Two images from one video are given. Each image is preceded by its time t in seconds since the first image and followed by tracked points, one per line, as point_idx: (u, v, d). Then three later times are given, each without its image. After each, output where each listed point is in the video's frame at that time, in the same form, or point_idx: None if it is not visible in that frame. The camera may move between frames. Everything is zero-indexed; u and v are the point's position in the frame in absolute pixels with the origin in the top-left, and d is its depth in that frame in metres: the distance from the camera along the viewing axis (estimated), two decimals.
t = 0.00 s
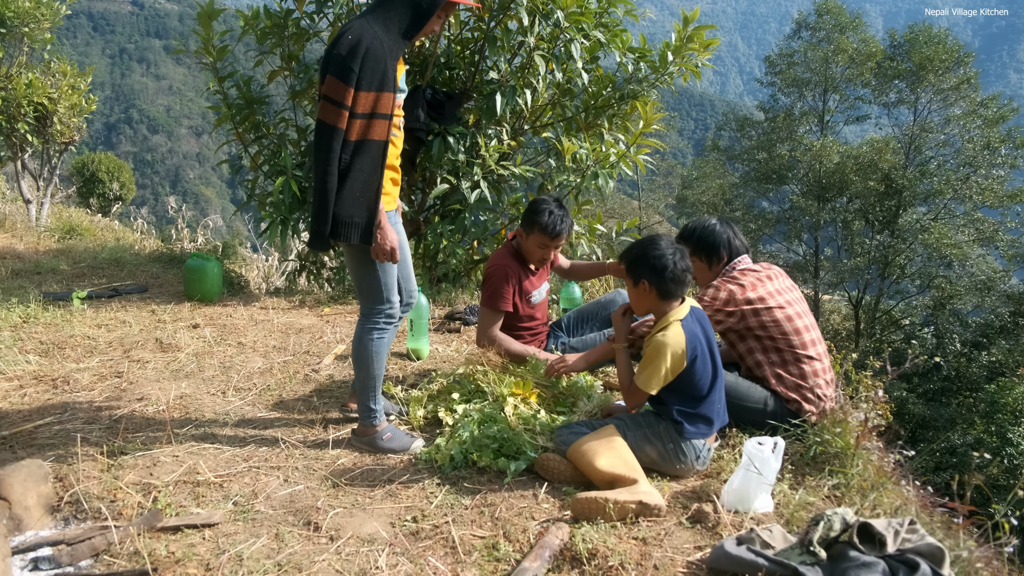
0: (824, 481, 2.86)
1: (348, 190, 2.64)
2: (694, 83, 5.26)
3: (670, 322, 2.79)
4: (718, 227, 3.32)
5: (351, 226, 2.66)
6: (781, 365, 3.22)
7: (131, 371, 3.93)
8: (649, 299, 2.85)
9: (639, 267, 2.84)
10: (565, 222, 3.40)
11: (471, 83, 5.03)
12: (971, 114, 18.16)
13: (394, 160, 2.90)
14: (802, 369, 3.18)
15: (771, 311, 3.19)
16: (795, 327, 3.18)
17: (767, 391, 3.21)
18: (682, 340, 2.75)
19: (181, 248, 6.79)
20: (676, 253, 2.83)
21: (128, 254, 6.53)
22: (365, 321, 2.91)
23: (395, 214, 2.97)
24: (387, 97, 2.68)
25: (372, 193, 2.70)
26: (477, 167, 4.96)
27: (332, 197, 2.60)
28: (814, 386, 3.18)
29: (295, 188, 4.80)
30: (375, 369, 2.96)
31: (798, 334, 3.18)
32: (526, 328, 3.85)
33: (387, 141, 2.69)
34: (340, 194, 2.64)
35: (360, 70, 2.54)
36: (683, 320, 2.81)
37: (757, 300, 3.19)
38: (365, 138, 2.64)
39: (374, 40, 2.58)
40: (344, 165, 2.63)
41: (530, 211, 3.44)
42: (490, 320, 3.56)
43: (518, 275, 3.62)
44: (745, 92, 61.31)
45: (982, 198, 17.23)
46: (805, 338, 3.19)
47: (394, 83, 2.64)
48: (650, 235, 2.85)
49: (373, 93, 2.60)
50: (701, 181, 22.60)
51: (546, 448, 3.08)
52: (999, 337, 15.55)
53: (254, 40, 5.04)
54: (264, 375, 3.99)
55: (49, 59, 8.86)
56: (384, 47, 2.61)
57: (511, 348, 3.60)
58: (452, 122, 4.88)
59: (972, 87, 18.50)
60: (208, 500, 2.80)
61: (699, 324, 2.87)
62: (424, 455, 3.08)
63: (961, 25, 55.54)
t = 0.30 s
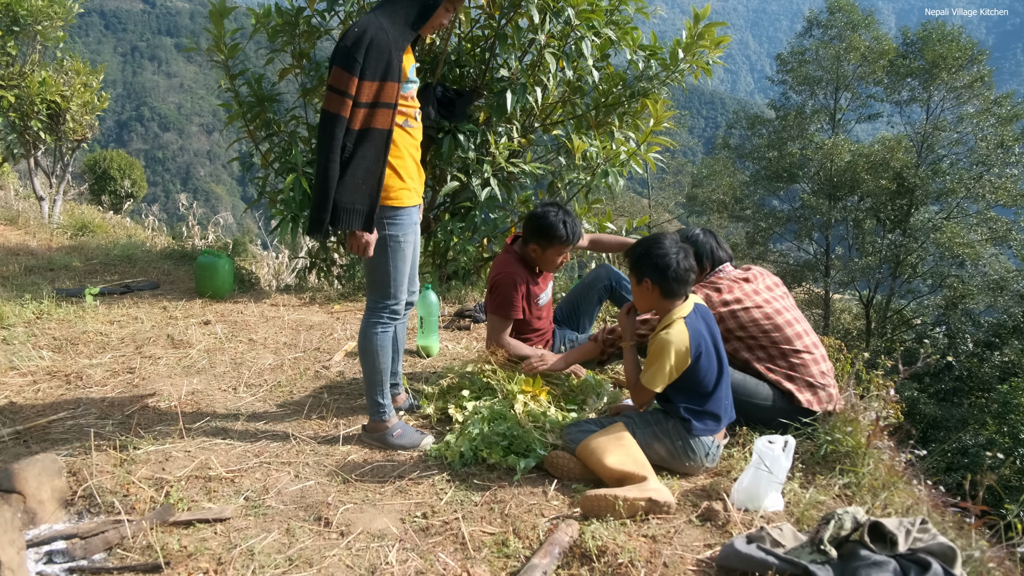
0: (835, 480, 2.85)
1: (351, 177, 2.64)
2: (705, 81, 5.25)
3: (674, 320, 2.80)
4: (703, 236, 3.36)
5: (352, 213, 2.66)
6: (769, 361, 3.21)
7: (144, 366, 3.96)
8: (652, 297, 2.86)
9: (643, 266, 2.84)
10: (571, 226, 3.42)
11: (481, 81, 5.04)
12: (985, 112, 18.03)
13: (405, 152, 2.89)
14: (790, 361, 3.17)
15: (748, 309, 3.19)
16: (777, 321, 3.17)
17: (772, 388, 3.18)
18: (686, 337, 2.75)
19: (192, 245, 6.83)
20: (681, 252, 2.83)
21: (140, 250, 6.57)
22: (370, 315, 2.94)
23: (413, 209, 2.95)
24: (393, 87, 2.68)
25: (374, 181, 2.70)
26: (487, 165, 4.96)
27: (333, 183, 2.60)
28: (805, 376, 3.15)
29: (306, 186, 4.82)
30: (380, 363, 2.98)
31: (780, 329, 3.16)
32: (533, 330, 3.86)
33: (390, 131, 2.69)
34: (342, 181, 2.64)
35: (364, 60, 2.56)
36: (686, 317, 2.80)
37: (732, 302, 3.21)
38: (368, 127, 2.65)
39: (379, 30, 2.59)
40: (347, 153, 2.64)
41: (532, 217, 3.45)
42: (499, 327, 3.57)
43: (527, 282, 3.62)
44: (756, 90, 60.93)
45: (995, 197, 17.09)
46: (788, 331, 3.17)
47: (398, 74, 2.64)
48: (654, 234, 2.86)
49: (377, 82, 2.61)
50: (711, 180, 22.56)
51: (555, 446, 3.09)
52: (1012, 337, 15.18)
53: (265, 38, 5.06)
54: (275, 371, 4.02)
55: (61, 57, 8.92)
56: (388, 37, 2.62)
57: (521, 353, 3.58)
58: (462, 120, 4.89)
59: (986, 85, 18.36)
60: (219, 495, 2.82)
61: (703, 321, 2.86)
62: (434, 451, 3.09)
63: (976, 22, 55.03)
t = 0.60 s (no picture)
0: (846, 479, 2.85)
1: (355, 168, 2.65)
2: (716, 79, 5.23)
3: (681, 319, 2.79)
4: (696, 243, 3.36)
5: (356, 203, 2.67)
6: (770, 358, 3.21)
7: (156, 363, 3.99)
8: (658, 296, 2.85)
9: (649, 265, 2.84)
10: (597, 221, 3.49)
11: (492, 79, 5.03)
12: (999, 110, 17.88)
13: (415, 146, 2.89)
14: (790, 357, 3.17)
15: (742, 309, 3.17)
16: (774, 318, 3.17)
17: (780, 385, 3.17)
18: (693, 335, 2.75)
19: (203, 243, 6.86)
20: (687, 250, 2.83)
21: (151, 247, 6.61)
22: (379, 311, 2.96)
23: (425, 204, 2.94)
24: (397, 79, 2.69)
25: (377, 172, 2.71)
26: (497, 163, 4.97)
27: (337, 173, 2.62)
28: (807, 368, 3.15)
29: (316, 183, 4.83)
30: (390, 360, 2.99)
31: (777, 327, 3.16)
32: (545, 327, 3.91)
33: (394, 122, 2.69)
34: (346, 171, 2.66)
35: (367, 52, 2.58)
36: (693, 315, 2.80)
37: (727, 305, 3.18)
38: (371, 118, 2.66)
39: (383, 23, 2.61)
40: (351, 145, 2.66)
41: (555, 213, 3.50)
42: (514, 319, 3.61)
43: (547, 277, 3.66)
44: (767, 87, 60.57)
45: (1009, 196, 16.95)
46: (787, 327, 3.17)
47: (401, 65, 2.64)
48: (660, 233, 2.86)
49: (379, 74, 2.62)
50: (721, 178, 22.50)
51: (565, 444, 3.10)
52: None
53: (276, 36, 5.07)
54: (285, 368, 4.03)
55: (74, 55, 8.98)
56: (392, 30, 2.63)
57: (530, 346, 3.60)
58: (472, 117, 4.89)
59: (1001, 83, 18.21)
60: (231, 490, 2.84)
61: (710, 319, 2.86)
62: (444, 448, 3.10)
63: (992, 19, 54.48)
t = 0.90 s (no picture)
0: (855, 479, 2.84)
1: (369, 163, 2.66)
2: (725, 78, 5.21)
3: (689, 317, 2.79)
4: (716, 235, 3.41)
5: (371, 198, 2.67)
6: (783, 357, 3.19)
7: (166, 360, 4.01)
8: (667, 295, 2.86)
9: (658, 264, 2.85)
10: (625, 214, 3.54)
11: (500, 78, 5.03)
12: (1011, 109, 17.77)
13: (423, 142, 2.89)
14: (804, 356, 3.15)
15: (759, 305, 3.19)
16: (788, 317, 3.16)
17: (792, 385, 3.15)
18: (701, 334, 2.75)
19: (213, 241, 6.90)
20: (696, 250, 2.82)
21: (161, 245, 6.65)
22: (387, 309, 2.96)
23: (432, 201, 2.95)
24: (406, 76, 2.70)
25: (392, 167, 2.72)
26: (506, 162, 4.97)
27: (352, 169, 2.62)
28: (819, 371, 3.12)
29: (325, 182, 4.85)
30: (399, 357, 3.00)
31: (791, 325, 3.15)
32: (563, 320, 3.91)
33: (405, 118, 2.70)
34: (360, 168, 2.66)
35: (375, 49, 2.58)
36: (701, 315, 2.80)
37: (743, 299, 3.22)
38: (383, 114, 2.66)
39: (389, 20, 2.62)
40: (364, 141, 2.66)
41: (586, 205, 3.56)
42: (538, 307, 3.61)
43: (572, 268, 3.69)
44: (777, 86, 60.18)
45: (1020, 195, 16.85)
46: (799, 327, 3.15)
47: (411, 61, 2.65)
48: (670, 231, 2.85)
49: (389, 70, 2.63)
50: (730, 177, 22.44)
51: (574, 443, 3.10)
52: None
53: (286, 34, 5.08)
54: (295, 366, 4.05)
55: (85, 54, 9.04)
56: (399, 26, 2.63)
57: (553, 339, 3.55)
58: (481, 116, 4.89)
59: (1012, 81, 18.10)
60: (241, 487, 2.86)
61: (719, 318, 2.86)
62: (452, 446, 3.11)
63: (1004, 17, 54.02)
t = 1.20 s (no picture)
0: (863, 480, 2.84)
1: (378, 163, 2.67)
2: (733, 79, 5.20)
3: (700, 317, 2.80)
4: (750, 219, 3.40)
5: (382, 198, 2.69)
6: (801, 354, 3.20)
7: (175, 359, 4.03)
8: (678, 295, 2.86)
9: (669, 263, 2.85)
10: (667, 210, 3.64)
11: (508, 77, 5.04)
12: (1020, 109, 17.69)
13: (431, 141, 2.90)
14: (822, 357, 3.15)
15: (792, 298, 3.18)
16: (813, 314, 3.16)
17: (803, 387, 3.17)
18: (711, 334, 2.75)
19: (221, 240, 6.93)
20: (706, 249, 2.82)
21: (170, 244, 6.68)
22: (395, 308, 2.96)
23: (440, 200, 2.96)
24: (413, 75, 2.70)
25: (401, 167, 2.73)
26: (513, 162, 4.98)
27: (361, 170, 2.64)
28: (835, 373, 3.12)
29: (333, 181, 4.86)
30: (407, 356, 3.01)
31: (817, 321, 3.15)
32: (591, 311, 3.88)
33: (413, 118, 2.70)
34: (369, 168, 2.68)
35: (381, 50, 2.59)
36: (712, 314, 2.80)
37: (778, 288, 3.20)
38: (392, 114, 2.68)
39: (394, 20, 2.62)
40: (373, 142, 2.67)
41: (630, 199, 3.65)
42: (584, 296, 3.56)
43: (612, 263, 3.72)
44: (785, 85, 59.91)
45: None
46: (824, 325, 3.15)
47: (417, 60, 2.65)
48: (682, 230, 2.86)
49: (396, 70, 2.63)
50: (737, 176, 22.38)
51: (581, 442, 3.10)
52: None
53: (294, 34, 5.10)
54: (303, 365, 4.07)
55: (95, 54, 9.08)
56: (404, 26, 2.63)
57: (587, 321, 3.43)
58: (489, 116, 4.89)
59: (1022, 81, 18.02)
60: (249, 486, 2.87)
61: (730, 317, 2.86)
62: (460, 446, 3.12)
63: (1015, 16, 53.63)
